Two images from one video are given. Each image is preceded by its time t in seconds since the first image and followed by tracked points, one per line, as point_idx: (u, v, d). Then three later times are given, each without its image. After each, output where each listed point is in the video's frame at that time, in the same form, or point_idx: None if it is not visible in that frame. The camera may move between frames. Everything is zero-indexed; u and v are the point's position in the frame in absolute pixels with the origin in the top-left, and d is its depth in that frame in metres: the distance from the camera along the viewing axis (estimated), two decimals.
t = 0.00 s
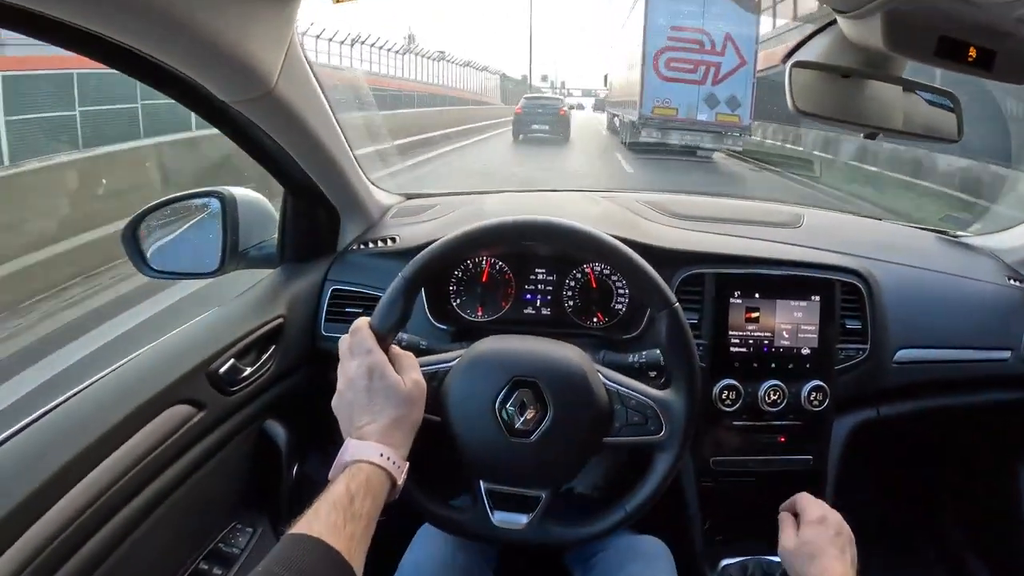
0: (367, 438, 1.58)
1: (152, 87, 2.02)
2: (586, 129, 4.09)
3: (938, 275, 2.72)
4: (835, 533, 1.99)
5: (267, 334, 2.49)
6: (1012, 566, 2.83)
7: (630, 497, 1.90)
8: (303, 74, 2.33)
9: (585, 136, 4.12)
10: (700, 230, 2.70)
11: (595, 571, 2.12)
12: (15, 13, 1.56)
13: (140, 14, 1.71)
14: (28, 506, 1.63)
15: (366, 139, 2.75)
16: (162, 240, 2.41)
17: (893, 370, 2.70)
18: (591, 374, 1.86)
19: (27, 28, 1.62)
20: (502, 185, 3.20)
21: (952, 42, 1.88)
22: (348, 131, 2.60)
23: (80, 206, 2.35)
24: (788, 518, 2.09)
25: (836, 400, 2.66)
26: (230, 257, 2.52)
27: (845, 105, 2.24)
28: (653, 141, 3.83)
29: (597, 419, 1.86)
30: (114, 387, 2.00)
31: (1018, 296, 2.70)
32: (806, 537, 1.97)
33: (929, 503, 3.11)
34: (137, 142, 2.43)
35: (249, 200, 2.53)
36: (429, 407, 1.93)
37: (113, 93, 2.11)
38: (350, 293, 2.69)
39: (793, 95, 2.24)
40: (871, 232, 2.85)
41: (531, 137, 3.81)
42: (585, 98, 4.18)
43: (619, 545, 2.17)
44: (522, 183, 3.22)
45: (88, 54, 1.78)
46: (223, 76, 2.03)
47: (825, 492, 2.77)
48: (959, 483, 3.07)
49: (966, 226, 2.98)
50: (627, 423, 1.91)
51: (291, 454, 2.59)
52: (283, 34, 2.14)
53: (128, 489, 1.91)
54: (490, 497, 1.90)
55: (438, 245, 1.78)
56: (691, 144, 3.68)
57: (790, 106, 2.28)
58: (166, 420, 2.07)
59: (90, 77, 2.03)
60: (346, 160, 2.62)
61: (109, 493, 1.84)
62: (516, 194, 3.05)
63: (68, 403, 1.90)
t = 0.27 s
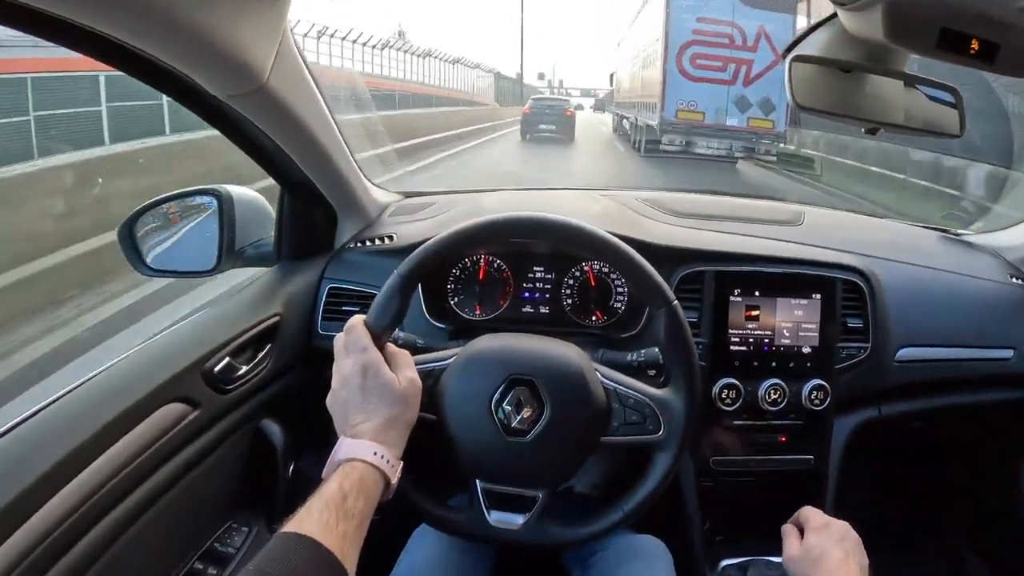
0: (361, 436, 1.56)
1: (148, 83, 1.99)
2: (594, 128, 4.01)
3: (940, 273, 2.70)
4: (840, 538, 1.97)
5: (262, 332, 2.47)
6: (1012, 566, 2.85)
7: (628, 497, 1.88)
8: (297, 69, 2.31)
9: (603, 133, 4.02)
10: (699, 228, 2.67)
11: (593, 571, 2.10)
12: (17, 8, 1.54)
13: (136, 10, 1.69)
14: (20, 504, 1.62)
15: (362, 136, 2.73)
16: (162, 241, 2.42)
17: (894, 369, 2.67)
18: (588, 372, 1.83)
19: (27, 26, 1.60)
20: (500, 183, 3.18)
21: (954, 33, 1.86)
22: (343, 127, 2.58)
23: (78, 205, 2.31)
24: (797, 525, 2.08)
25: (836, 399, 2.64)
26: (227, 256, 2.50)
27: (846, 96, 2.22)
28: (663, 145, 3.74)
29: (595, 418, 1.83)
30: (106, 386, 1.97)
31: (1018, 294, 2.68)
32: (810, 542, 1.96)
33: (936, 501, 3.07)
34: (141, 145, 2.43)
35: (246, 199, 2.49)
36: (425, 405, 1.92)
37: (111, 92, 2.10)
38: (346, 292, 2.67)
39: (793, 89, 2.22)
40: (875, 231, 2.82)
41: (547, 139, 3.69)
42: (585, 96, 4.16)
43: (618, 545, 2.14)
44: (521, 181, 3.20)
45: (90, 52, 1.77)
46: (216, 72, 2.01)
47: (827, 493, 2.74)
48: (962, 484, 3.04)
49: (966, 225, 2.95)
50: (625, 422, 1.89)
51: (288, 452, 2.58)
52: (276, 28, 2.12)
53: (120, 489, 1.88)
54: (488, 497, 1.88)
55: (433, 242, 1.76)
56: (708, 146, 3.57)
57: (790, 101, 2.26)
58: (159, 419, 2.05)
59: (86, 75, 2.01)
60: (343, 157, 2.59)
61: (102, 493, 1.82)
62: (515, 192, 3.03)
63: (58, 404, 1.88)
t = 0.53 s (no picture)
0: (374, 436, 1.60)
1: (168, 90, 2.01)
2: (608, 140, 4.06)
3: (942, 276, 2.73)
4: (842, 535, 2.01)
5: (272, 334, 2.50)
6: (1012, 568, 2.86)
7: (637, 496, 1.91)
8: (311, 73, 2.34)
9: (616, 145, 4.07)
10: (703, 231, 2.71)
11: (597, 571, 2.13)
12: (45, 15, 1.57)
13: (155, 16, 1.72)
14: (39, 503, 1.65)
15: (371, 140, 2.76)
16: (170, 242, 2.45)
17: (898, 371, 2.71)
18: (597, 374, 1.87)
19: (47, 31, 1.62)
20: (507, 187, 3.21)
21: (957, 45, 1.90)
22: (354, 131, 2.61)
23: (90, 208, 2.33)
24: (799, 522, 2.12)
25: (839, 401, 2.67)
26: (234, 258, 2.53)
27: (851, 108, 2.24)
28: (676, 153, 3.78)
29: (603, 420, 1.87)
30: (120, 387, 2.00)
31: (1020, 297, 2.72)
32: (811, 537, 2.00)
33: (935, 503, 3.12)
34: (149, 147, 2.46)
35: (255, 200, 2.53)
36: (436, 407, 1.95)
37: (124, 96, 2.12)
38: (355, 293, 2.70)
39: (798, 96, 2.22)
40: (877, 234, 2.86)
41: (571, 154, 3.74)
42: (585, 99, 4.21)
43: (625, 545, 2.18)
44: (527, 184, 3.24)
45: (111, 56, 1.79)
46: (231, 78, 2.04)
47: (829, 493, 2.77)
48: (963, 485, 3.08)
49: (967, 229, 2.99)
50: (633, 423, 1.93)
51: (296, 454, 2.61)
52: (291, 35, 2.16)
53: (134, 489, 1.91)
54: (498, 497, 1.91)
55: (445, 246, 1.79)
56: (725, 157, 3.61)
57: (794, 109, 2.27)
58: (173, 419, 2.08)
59: (102, 80, 2.03)
60: (353, 160, 2.63)
61: (117, 493, 1.86)
62: (522, 195, 3.07)
63: (74, 404, 1.91)
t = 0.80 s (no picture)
0: (375, 436, 1.58)
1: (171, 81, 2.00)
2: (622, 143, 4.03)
3: (944, 276, 2.72)
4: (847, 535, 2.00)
5: (273, 330, 2.49)
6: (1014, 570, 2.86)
7: (640, 494, 1.90)
8: (315, 67, 2.32)
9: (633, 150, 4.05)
10: (705, 229, 2.70)
11: (599, 571, 2.12)
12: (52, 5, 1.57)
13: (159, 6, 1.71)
14: (38, 497, 1.64)
15: (373, 136, 2.75)
16: (171, 239, 2.46)
17: (900, 370, 2.70)
18: (601, 371, 1.86)
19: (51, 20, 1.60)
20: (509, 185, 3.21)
21: (965, 41, 1.89)
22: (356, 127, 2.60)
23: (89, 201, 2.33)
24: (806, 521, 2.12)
25: (841, 400, 2.66)
26: (236, 253, 2.52)
27: (855, 104, 2.23)
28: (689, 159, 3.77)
29: (607, 417, 1.86)
30: (120, 382, 1.99)
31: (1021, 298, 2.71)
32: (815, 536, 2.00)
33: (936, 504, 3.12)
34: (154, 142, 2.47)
35: (255, 195, 2.50)
36: (438, 405, 1.93)
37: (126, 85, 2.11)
38: (356, 290, 2.69)
39: (804, 93, 2.23)
40: (880, 233, 2.85)
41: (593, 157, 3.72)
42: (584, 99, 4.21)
43: (627, 545, 2.17)
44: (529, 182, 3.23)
45: (117, 46, 1.78)
46: (234, 70, 2.03)
47: (831, 493, 2.76)
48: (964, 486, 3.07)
49: (968, 228, 2.98)
50: (637, 419, 1.91)
51: (296, 451, 2.60)
52: (295, 28, 2.14)
53: (134, 485, 1.90)
54: (501, 495, 1.90)
55: (447, 242, 1.78)
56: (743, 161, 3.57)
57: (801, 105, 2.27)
58: (172, 415, 2.06)
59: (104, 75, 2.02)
60: (355, 155, 2.61)
61: (117, 488, 1.84)
62: (524, 192, 3.06)
63: (73, 400, 1.90)
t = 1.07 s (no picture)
0: (367, 431, 1.55)
1: (160, 73, 1.97)
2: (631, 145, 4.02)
3: (945, 272, 2.69)
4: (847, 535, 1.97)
5: (266, 327, 2.46)
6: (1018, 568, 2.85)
7: (637, 493, 1.87)
8: (305, 59, 2.29)
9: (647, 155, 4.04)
10: (705, 225, 2.66)
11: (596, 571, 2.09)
12: None
13: None
14: (23, 495, 1.61)
15: (368, 132, 2.72)
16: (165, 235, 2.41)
17: (901, 367, 2.66)
18: (597, 367, 1.82)
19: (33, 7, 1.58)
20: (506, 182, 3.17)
21: (967, 30, 1.83)
22: (350, 121, 2.57)
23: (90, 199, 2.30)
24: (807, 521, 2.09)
25: (841, 397, 2.63)
26: (229, 250, 2.50)
27: (853, 94, 2.22)
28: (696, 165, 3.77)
29: (603, 414, 1.82)
30: (109, 379, 1.96)
31: None
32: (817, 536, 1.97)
33: (937, 503, 3.09)
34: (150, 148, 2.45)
35: (249, 191, 2.49)
36: (431, 402, 1.90)
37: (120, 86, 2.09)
38: (350, 287, 2.66)
39: (802, 85, 2.21)
40: (880, 229, 2.82)
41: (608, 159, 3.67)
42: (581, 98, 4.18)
43: (623, 543, 2.14)
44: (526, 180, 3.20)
45: (105, 37, 1.76)
46: (222, 62, 2.00)
47: (832, 491, 2.73)
48: (966, 484, 3.04)
49: (970, 224, 2.94)
50: (632, 417, 1.88)
51: (290, 449, 2.57)
52: (284, 20, 2.11)
53: (123, 483, 1.87)
54: (494, 493, 1.87)
55: (440, 236, 1.74)
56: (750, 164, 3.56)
57: (799, 97, 2.26)
58: (162, 412, 2.04)
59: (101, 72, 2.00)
60: (349, 150, 2.58)
61: (106, 485, 1.82)
62: (520, 189, 3.02)
63: (61, 397, 1.87)
